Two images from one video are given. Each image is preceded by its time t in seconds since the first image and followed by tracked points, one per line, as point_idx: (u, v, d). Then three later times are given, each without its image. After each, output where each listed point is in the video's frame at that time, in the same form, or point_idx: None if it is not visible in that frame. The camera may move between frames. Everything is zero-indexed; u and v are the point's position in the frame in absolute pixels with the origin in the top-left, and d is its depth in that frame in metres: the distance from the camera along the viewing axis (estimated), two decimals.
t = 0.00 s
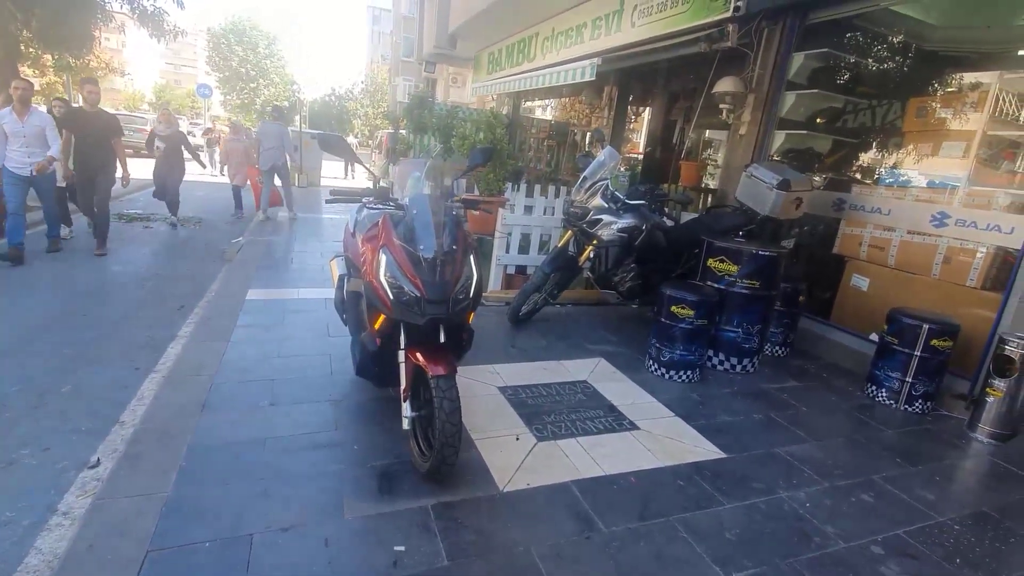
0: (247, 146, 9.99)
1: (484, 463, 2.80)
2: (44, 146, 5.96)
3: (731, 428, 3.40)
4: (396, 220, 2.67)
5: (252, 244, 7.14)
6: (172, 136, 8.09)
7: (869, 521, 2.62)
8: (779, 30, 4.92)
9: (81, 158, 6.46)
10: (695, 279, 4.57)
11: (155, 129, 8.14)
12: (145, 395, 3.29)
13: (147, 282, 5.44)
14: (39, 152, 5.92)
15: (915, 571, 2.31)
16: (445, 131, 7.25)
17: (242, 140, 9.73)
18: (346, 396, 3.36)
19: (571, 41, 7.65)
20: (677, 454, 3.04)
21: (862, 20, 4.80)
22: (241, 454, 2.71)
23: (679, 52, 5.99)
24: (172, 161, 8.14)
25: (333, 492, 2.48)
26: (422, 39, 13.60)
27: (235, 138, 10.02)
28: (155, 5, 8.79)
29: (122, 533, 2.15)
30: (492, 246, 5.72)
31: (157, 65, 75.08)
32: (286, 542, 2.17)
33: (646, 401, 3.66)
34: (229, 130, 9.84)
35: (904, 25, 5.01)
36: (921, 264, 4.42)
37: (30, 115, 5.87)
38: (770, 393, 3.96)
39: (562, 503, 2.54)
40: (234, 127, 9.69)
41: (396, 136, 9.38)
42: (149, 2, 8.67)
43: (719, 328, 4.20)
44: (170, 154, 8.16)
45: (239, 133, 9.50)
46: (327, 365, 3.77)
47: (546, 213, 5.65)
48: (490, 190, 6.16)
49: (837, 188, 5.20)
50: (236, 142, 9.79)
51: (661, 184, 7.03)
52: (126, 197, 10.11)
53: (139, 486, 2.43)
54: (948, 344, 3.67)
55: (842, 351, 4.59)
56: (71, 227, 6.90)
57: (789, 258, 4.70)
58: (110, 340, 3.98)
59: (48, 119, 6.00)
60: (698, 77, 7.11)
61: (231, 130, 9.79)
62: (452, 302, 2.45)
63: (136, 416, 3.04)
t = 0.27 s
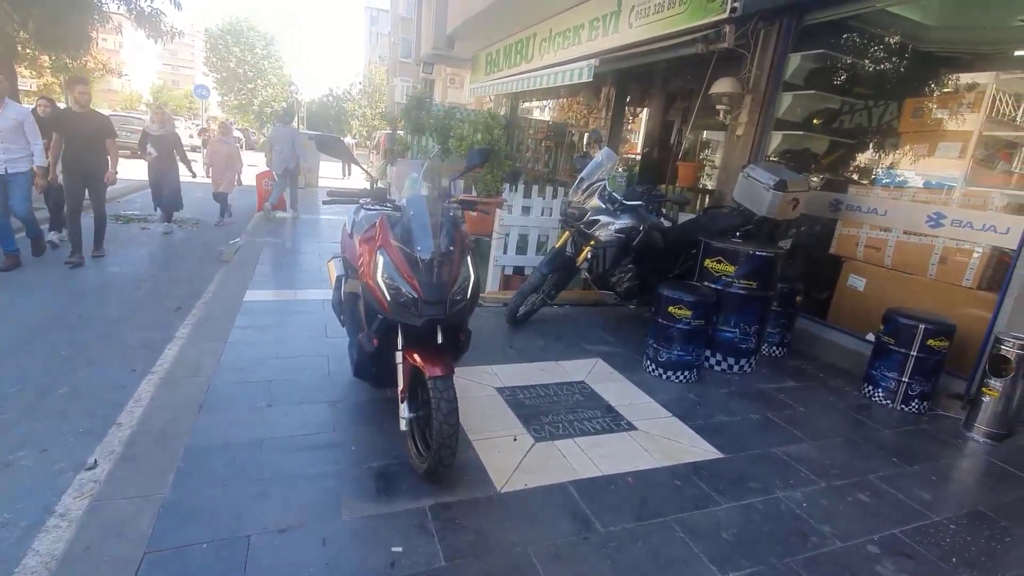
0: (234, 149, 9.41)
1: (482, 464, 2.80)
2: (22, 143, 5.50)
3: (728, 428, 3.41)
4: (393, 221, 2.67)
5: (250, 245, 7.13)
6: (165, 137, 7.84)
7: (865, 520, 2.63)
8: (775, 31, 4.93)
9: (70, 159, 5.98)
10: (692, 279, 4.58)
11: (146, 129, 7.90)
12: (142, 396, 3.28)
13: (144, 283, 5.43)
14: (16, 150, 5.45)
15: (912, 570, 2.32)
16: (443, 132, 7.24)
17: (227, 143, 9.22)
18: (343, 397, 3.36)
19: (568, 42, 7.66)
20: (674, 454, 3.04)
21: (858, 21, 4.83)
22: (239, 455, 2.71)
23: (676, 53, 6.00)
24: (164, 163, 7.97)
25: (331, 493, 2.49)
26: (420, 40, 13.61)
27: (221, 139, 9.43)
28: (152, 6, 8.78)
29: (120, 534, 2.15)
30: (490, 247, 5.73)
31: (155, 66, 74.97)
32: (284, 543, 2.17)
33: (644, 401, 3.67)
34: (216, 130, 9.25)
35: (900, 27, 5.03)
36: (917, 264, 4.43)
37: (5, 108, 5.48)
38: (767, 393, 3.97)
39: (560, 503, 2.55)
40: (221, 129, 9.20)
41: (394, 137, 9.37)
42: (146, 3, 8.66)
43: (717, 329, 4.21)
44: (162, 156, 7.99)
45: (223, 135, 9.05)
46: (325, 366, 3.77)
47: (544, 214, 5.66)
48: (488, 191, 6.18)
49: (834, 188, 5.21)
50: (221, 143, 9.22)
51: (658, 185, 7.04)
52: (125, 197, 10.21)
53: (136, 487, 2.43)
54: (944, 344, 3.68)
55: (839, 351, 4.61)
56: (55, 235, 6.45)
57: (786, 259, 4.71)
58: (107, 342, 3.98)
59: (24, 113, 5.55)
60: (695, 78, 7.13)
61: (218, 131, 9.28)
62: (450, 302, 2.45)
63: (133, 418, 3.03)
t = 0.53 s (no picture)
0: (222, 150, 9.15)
1: (480, 464, 2.80)
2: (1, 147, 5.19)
3: (726, 428, 3.41)
4: (391, 221, 2.67)
5: (247, 245, 7.11)
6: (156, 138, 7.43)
7: (863, 519, 2.63)
8: (773, 31, 4.94)
9: (61, 165, 5.43)
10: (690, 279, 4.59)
11: (136, 131, 7.49)
12: (140, 397, 3.28)
13: (141, 284, 5.41)
14: None
15: (909, 570, 2.32)
16: (441, 132, 7.23)
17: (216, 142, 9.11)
18: (341, 397, 3.36)
19: (566, 42, 7.66)
20: (672, 454, 3.05)
21: (855, 22, 4.85)
22: (237, 456, 2.70)
23: (675, 53, 6.01)
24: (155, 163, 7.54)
25: (329, 493, 2.48)
26: (418, 40, 13.60)
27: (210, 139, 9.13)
28: (149, 6, 8.75)
29: (117, 536, 2.15)
30: (488, 247, 5.73)
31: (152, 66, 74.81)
32: (282, 544, 2.17)
33: (642, 401, 3.67)
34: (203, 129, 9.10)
35: (897, 27, 5.06)
36: (914, 264, 4.44)
37: None
38: (765, 393, 3.97)
39: (558, 504, 2.55)
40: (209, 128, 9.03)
41: (392, 138, 9.35)
42: (143, 3, 8.63)
43: (715, 329, 4.21)
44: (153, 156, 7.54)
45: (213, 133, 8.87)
46: (323, 366, 3.76)
47: (542, 214, 5.66)
48: (486, 191, 6.18)
49: (831, 188, 5.23)
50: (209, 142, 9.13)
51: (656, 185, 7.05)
52: (125, 198, 10.28)
53: (134, 488, 2.42)
54: (941, 343, 3.69)
55: (836, 351, 4.62)
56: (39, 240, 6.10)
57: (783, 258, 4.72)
58: (104, 343, 3.96)
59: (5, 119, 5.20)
60: (693, 78, 7.14)
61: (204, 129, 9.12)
62: (448, 303, 2.45)
63: (130, 418, 3.03)
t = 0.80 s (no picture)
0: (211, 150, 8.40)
1: (480, 465, 2.80)
2: None
3: (725, 428, 3.42)
4: (391, 222, 2.67)
5: (246, 246, 7.11)
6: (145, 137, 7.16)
7: (862, 520, 2.64)
8: (771, 32, 4.95)
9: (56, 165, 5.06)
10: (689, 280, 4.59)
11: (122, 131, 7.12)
12: (139, 397, 3.27)
13: (140, 284, 5.40)
14: None
15: (908, 570, 2.33)
16: (440, 132, 7.23)
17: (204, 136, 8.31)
18: (341, 398, 3.35)
19: (565, 43, 7.67)
20: (672, 454, 3.05)
21: (853, 22, 4.87)
22: (236, 457, 2.70)
23: (674, 54, 6.02)
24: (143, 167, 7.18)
25: (329, 494, 2.48)
26: (416, 40, 13.59)
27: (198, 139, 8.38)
28: (147, 6, 8.72)
29: (116, 537, 2.15)
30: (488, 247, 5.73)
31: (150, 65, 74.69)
32: (282, 545, 2.17)
33: (641, 401, 3.68)
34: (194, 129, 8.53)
35: (895, 28, 5.08)
36: (912, 265, 4.46)
37: None
38: (764, 393, 3.98)
39: (558, 504, 2.55)
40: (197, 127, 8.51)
41: (391, 138, 9.35)
42: (142, 3, 8.61)
43: (714, 329, 4.22)
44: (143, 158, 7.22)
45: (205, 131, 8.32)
46: (322, 367, 3.76)
47: (541, 215, 5.66)
48: (485, 192, 6.18)
49: (830, 189, 5.23)
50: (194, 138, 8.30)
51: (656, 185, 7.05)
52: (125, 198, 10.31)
53: (133, 489, 2.42)
54: (940, 344, 3.70)
55: (835, 351, 4.63)
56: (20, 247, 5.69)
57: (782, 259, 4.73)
58: (102, 344, 3.95)
59: None
60: (692, 79, 7.14)
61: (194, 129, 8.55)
62: (448, 304, 2.45)
63: (130, 419, 3.02)
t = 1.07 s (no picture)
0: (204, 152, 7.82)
1: (480, 466, 2.80)
2: None
3: (724, 428, 3.43)
4: (390, 223, 2.67)
5: (246, 247, 7.11)
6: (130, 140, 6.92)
7: (861, 520, 2.65)
8: (770, 33, 4.96)
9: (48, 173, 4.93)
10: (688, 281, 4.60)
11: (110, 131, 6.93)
12: (138, 398, 3.27)
13: (138, 285, 5.39)
14: None
15: (907, 570, 2.33)
16: (439, 133, 7.24)
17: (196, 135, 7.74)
18: (340, 399, 3.36)
19: (564, 44, 7.67)
20: (671, 455, 3.05)
21: (852, 24, 4.89)
22: (236, 458, 2.70)
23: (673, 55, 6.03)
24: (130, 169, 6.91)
25: (328, 495, 2.48)
26: (416, 41, 13.61)
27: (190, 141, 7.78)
28: (147, 6, 8.70)
29: (116, 538, 2.15)
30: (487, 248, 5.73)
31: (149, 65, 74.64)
32: (282, 546, 2.17)
33: (641, 402, 3.68)
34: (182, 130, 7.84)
35: (894, 29, 5.10)
36: (910, 265, 4.47)
37: None
38: (763, 394, 3.99)
39: (557, 505, 2.55)
40: (186, 129, 7.91)
41: (390, 138, 9.34)
42: (141, 4, 8.59)
43: (713, 330, 4.23)
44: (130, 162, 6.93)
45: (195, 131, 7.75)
46: (321, 368, 3.76)
47: (541, 216, 5.67)
48: (484, 193, 6.19)
49: (828, 190, 5.24)
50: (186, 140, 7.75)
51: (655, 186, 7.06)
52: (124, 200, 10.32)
53: (133, 490, 2.42)
54: (938, 345, 3.70)
55: (834, 352, 4.64)
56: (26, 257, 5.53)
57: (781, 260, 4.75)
58: (101, 345, 3.94)
59: None
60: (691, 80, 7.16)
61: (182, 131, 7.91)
62: (447, 305, 2.45)
63: (129, 420, 3.02)
